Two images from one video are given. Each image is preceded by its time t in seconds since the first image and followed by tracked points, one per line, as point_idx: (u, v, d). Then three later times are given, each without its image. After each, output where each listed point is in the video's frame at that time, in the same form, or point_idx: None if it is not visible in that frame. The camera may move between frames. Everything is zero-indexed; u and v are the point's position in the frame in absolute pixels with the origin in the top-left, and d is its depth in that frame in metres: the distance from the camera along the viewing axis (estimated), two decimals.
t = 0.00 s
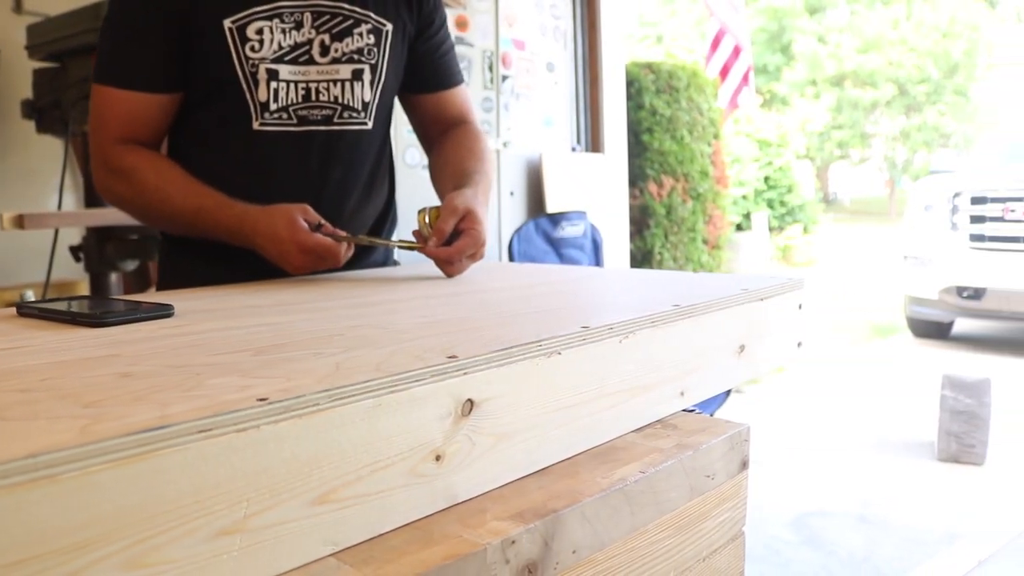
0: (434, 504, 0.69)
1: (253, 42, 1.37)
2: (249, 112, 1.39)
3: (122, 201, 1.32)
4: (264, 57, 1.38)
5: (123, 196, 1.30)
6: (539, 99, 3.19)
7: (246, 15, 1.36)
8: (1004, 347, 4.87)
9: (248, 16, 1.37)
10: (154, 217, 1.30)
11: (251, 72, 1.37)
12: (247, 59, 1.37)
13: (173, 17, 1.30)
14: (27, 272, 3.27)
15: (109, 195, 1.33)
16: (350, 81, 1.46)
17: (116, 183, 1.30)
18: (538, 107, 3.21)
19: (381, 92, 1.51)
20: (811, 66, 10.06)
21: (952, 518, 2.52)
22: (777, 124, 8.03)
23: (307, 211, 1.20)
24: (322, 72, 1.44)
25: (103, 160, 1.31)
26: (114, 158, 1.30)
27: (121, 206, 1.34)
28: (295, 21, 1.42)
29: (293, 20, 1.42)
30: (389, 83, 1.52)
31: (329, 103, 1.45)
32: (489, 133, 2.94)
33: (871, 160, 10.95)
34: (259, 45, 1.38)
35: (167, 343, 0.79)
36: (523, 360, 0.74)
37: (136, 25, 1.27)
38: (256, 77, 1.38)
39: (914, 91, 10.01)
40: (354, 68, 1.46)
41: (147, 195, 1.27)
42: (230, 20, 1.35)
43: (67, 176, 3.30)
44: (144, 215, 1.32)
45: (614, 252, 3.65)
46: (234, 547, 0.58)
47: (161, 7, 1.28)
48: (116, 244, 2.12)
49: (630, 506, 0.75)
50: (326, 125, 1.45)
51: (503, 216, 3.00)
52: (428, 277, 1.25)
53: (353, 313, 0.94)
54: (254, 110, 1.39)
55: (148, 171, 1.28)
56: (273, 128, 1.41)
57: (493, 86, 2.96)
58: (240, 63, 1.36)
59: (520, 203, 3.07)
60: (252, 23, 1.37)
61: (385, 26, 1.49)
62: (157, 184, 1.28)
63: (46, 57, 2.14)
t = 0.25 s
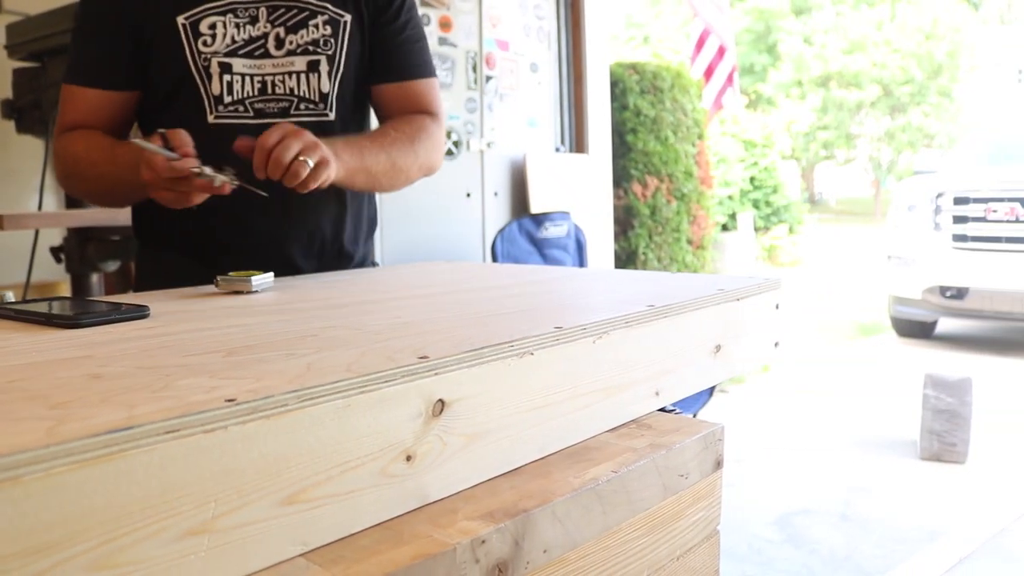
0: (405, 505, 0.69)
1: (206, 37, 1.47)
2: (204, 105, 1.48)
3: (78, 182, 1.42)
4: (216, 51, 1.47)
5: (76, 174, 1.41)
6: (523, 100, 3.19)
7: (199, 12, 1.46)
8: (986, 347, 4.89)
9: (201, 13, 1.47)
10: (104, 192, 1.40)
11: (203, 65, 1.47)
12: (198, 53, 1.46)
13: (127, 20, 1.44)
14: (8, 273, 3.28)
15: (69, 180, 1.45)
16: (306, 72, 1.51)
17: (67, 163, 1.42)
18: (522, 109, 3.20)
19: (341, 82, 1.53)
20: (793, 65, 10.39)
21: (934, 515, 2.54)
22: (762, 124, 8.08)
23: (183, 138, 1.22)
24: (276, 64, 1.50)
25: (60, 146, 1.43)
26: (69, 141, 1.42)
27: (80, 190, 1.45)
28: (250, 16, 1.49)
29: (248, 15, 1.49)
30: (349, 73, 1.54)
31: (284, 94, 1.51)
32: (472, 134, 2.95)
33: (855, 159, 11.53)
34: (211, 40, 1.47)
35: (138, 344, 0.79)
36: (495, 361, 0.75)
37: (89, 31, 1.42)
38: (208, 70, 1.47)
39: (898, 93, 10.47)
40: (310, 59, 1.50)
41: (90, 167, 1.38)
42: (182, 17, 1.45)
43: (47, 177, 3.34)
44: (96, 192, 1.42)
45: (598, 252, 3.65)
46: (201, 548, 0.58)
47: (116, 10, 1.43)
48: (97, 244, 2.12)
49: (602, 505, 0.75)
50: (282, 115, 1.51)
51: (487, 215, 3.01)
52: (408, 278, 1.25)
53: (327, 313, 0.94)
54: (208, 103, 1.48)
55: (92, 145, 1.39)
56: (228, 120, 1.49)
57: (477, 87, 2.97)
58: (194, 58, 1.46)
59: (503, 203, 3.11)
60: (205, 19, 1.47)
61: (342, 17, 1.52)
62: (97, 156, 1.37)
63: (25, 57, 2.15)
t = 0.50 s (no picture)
0: (392, 504, 0.70)
1: (197, 39, 1.46)
2: (197, 107, 1.48)
3: (72, 187, 1.38)
4: (209, 52, 1.47)
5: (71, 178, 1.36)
6: (515, 101, 3.19)
7: (188, 13, 1.45)
8: (978, 346, 4.91)
9: (190, 14, 1.46)
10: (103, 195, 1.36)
11: (196, 67, 1.46)
12: (190, 55, 1.46)
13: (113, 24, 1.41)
14: None
15: (61, 188, 1.40)
16: (298, 71, 1.53)
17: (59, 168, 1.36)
18: (514, 110, 3.21)
19: (330, 79, 1.57)
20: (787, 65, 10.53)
21: (926, 514, 2.54)
22: (756, 124, 8.11)
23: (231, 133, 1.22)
24: (268, 64, 1.50)
25: (48, 153, 1.38)
26: (56, 147, 1.37)
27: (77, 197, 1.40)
28: (238, 17, 1.49)
29: (236, 15, 1.49)
30: (338, 69, 1.58)
31: (278, 93, 1.52)
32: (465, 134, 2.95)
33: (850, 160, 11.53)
34: (202, 41, 1.46)
35: (126, 345, 0.79)
36: (483, 361, 0.75)
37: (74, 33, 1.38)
38: (201, 72, 1.46)
39: (891, 94, 10.62)
40: (300, 58, 1.53)
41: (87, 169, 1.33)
42: (172, 20, 1.44)
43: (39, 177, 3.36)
44: (95, 196, 1.37)
45: (592, 252, 3.65)
46: (186, 548, 0.58)
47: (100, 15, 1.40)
48: (88, 245, 2.12)
49: (589, 505, 0.76)
50: (276, 114, 1.52)
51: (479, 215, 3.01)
52: (402, 278, 1.25)
53: (317, 313, 0.94)
54: (202, 105, 1.48)
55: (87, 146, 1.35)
56: (222, 121, 1.49)
57: (469, 87, 2.97)
58: (186, 60, 1.46)
59: (496, 204, 3.11)
60: (194, 21, 1.46)
61: (329, 17, 1.55)
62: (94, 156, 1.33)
63: (20, 55, 2.19)
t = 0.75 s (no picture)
0: (380, 504, 0.70)
1: (192, 41, 1.48)
2: (194, 107, 1.50)
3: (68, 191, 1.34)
4: (204, 54, 1.49)
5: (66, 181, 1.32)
6: (508, 101, 3.19)
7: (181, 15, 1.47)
8: (971, 346, 4.92)
9: (183, 16, 1.47)
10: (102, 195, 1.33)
11: (191, 69, 1.48)
12: (185, 57, 1.48)
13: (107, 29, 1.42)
14: None
15: (54, 191, 1.36)
16: (288, 70, 1.56)
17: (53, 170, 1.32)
18: (507, 110, 3.21)
19: (319, 75, 1.61)
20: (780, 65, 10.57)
21: (918, 514, 2.55)
22: (751, 124, 8.13)
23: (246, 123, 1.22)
24: (260, 63, 1.53)
25: (40, 157, 1.34)
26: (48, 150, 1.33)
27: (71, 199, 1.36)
28: (228, 18, 1.52)
29: (226, 17, 1.51)
30: (326, 66, 1.62)
31: (271, 92, 1.55)
32: (457, 134, 2.95)
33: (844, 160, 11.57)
34: (196, 43, 1.48)
35: (114, 345, 0.79)
36: (470, 361, 0.75)
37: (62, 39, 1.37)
38: (196, 73, 1.49)
39: (884, 94, 10.67)
40: (290, 57, 1.56)
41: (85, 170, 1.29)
42: (166, 21, 1.46)
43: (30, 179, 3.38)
44: (93, 196, 1.34)
45: (585, 251, 3.66)
46: (172, 549, 0.58)
47: (93, 19, 1.40)
48: (81, 245, 2.12)
49: (577, 505, 0.76)
50: (270, 113, 1.55)
51: (472, 215, 3.02)
52: (396, 277, 1.26)
53: (306, 313, 0.94)
54: (197, 105, 1.50)
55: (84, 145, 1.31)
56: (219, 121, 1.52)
57: (462, 87, 2.97)
58: (183, 62, 1.48)
59: (489, 204, 3.11)
60: (188, 23, 1.48)
61: (315, 16, 1.59)
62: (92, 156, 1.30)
63: (11, 55, 2.20)
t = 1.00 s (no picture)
0: (367, 504, 0.70)
1: (232, 37, 1.42)
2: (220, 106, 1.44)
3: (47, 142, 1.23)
4: (241, 53, 1.43)
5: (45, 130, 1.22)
6: (500, 102, 3.20)
7: (227, 9, 1.41)
8: (964, 346, 4.93)
9: (228, 10, 1.41)
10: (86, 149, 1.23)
11: (227, 66, 1.42)
12: (224, 53, 1.42)
13: (144, 9, 1.34)
14: None
15: (32, 142, 1.25)
16: (322, 83, 1.52)
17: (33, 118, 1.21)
18: (501, 110, 3.22)
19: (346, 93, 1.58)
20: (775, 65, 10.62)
21: (910, 514, 2.55)
22: (745, 124, 8.14)
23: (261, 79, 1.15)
24: (296, 72, 1.49)
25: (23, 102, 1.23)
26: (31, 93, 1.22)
27: (50, 152, 1.25)
28: (271, 19, 1.47)
29: (269, 18, 1.46)
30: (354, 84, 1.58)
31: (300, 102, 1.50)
32: (451, 134, 2.96)
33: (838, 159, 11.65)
34: (236, 40, 1.43)
35: (103, 345, 0.79)
36: (459, 362, 0.75)
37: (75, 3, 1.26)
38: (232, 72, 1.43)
39: (878, 94, 10.92)
40: (326, 71, 1.52)
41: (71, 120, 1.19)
42: (210, 12, 1.39)
43: (22, 177, 3.39)
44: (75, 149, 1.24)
45: (578, 251, 3.66)
46: (158, 549, 0.57)
47: None
48: (72, 245, 2.13)
49: (565, 505, 0.76)
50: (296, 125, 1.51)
51: (465, 216, 3.00)
52: (386, 278, 1.26)
53: (297, 314, 0.94)
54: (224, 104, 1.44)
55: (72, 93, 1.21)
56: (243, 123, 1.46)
57: (455, 87, 2.99)
58: (217, 57, 1.41)
59: (482, 205, 3.09)
60: (231, 18, 1.41)
61: (357, 32, 1.55)
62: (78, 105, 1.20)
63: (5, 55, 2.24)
